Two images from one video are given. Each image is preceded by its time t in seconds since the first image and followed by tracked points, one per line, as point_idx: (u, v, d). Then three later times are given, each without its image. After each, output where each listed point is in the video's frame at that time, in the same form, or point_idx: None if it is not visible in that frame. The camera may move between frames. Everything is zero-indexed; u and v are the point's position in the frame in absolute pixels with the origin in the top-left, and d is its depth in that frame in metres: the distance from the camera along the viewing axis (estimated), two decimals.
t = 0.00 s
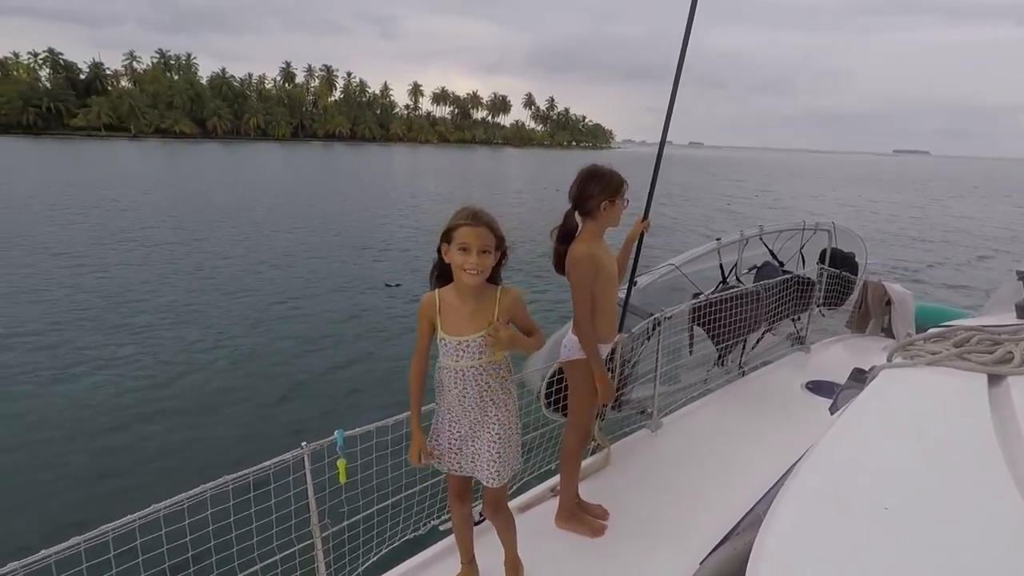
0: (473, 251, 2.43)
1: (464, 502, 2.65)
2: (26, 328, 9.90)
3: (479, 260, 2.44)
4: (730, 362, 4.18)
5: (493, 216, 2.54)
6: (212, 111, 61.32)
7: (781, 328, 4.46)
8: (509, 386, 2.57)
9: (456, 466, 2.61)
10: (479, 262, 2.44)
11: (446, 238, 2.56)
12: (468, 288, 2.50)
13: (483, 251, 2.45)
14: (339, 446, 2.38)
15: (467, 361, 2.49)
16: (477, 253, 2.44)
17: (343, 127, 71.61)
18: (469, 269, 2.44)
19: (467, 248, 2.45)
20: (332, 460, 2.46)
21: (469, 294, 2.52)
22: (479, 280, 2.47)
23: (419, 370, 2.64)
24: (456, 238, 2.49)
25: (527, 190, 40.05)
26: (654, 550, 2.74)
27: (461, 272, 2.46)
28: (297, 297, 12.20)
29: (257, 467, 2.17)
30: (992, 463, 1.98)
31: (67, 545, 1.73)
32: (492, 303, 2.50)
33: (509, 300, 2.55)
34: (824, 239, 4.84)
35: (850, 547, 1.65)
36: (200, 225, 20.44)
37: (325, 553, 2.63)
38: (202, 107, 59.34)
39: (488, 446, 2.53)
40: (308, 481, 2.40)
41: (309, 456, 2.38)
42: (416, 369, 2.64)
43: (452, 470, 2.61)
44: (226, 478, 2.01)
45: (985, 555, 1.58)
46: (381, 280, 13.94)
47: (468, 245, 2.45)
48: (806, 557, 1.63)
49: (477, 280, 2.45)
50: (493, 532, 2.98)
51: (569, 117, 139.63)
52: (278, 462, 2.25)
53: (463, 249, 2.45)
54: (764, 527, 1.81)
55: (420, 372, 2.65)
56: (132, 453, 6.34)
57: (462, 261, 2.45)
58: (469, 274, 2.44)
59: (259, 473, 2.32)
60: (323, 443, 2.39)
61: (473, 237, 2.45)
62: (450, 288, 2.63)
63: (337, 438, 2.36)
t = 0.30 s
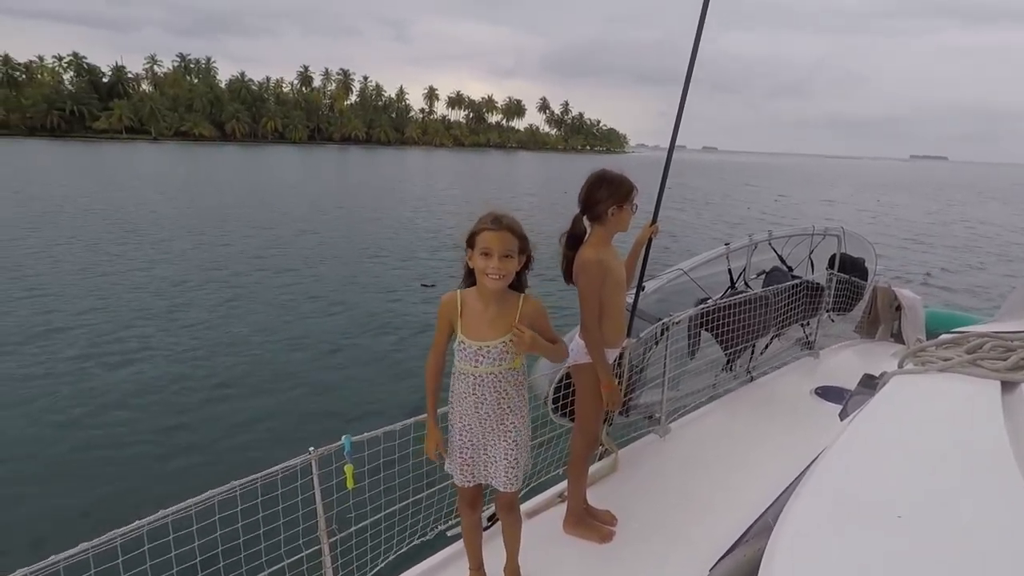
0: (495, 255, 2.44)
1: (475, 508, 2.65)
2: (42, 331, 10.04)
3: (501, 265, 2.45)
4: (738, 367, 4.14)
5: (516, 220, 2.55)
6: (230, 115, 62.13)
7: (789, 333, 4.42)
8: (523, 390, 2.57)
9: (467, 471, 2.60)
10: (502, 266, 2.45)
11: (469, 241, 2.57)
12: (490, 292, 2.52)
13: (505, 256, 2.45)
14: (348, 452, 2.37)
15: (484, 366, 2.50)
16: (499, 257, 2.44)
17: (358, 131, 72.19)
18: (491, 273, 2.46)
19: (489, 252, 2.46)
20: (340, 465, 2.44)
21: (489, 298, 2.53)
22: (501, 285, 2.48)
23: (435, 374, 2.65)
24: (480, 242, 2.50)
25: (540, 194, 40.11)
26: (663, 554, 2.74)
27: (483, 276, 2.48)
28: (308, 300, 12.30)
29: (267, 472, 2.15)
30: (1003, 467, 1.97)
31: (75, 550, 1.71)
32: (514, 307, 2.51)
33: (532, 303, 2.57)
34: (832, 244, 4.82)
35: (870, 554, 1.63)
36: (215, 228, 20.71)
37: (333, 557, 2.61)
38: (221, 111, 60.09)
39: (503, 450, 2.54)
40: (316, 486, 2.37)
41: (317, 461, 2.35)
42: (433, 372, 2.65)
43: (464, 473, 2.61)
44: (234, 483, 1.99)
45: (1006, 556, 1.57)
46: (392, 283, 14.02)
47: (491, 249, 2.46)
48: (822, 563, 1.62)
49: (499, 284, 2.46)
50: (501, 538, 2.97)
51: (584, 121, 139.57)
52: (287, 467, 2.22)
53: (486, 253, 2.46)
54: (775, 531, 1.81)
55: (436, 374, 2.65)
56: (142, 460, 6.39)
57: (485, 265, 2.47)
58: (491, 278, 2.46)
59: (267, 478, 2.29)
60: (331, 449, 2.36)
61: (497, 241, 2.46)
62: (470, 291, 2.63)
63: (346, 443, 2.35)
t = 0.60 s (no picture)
0: (508, 261, 2.45)
1: (481, 511, 2.67)
2: (48, 334, 10.08)
3: (515, 271, 2.46)
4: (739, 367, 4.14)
5: (530, 225, 2.54)
6: (237, 120, 62.68)
7: (790, 333, 4.41)
8: (530, 392, 2.58)
9: (475, 473, 2.62)
10: (516, 273, 2.46)
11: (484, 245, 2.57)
12: (504, 297, 2.52)
13: (518, 261, 2.45)
14: (347, 457, 2.38)
15: (501, 366, 2.53)
16: (511, 263, 2.45)
17: (364, 135, 72.51)
18: (504, 278, 2.46)
19: (502, 258, 2.47)
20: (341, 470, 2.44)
21: (503, 303, 2.54)
22: (514, 290, 2.48)
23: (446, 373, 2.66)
24: (493, 247, 2.51)
25: (545, 195, 40.15)
26: (663, 555, 2.74)
27: (497, 281, 2.49)
28: (313, 302, 12.37)
29: (266, 478, 2.15)
30: (1004, 466, 1.96)
31: (78, 558, 1.73)
32: (529, 312, 2.52)
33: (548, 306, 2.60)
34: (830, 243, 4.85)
35: (871, 555, 1.62)
36: (222, 232, 20.87)
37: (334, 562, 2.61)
38: (228, 117, 60.55)
39: (516, 452, 2.57)
40: (317, 492, 2.37)
41: (317, 466, 2.36)
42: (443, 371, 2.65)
43: (472, 476, 2.63)
44: (235, 490, 2.00)
45: (1008, 556, 1.56)
46: (397, 285, 14.08)
47: (504, 256, 2.46)
48: (822, 564, 1.61)
49: (513, 290, 2.47)
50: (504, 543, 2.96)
51: (589, 122, 139.67)
52: (287, 474, 2.23)
53: (499, 259, 2.47)
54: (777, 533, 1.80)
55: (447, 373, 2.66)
56: (144, 461, 6.38)
57: (499, 271, 2.48)
58: (504, 283, 2.47)
59: (267, 484, 2.30)
60: (331, 454, 2.36)
61: (510, 248, 2.46)
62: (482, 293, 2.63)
63: (346, 449, 2.36)
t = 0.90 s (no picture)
0: (509, 262, 2.44)
1: (484, 510, 2.68)
2: (52, 332, 10.15)
3: (518, 272, 2.44)
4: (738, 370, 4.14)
5: (536, 226, 2.52)
6: (245, 120, 63.03)
7: (789, 336, 4.42)
8: (533, 393, 2.58)
9: (479, 473, 2.64)
10: (519, 274, 2.44)
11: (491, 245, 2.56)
12: (510, 297, 2.52)
13: (520, 262, 2.44)
14: (347, 456, 2.39)
15: (511, 362, 2.54)
16: (513, 264, 2.44)
17: (371, 135, 72.79)
18: (505, 279, 2.46)
19: (504, 258, 2.46)
20: (340, 469, 2.45)
21: (510, 305, 2.55)
22: (518, 292, 2.48)
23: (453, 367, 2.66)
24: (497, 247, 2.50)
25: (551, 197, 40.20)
26: (659, 555, 2.75)
27: (501, 282, 2.49)
28: (318, 302, 12.41)
29: (263, 478, 2.17)
30: (1000, 469, 1.96)
31: (76, 556, 1.74)
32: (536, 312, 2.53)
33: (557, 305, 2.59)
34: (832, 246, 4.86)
35: (870, 556, 1.63)
36: (229, 231, 21.02)
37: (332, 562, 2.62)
38: (238, 117, 60.93)
39: (519, 451, 2.58)
40: (315, 492, 2.38)
41: (316, 465, 2.37)
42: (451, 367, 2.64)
43: (475, 475, 2.65)
44: (232, 489, 2.01)
45: (1009, 557, 1.56)
46: (402, 285, 14.13)
47: (506, 256, 2.45)
48: (822, 564, 1.61)
49: (516, 290, 2.46)
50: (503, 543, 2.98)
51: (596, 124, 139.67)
52: (285, 473, 2.24)
53: (502, 259, 2.46)
54: (775, 534, 1.80)
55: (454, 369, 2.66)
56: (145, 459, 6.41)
57: (501, 271, 2.48)
58: (507, 284, 2.46)
59: (265, 484, 2.31)
60: (330, 454, 2.37)
61: (513, 248, 2.45)
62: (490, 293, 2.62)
63: (345, 447, 2.37)
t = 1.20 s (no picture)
0: (509, 262, 2.46)
1: (486, 510, 2.69)
2: (55, 333, 10.20)
3: (518, 272, 2.47)
4: (736, 370, 4.15)
5: (536, 224, 2.54)
6: (251, 122, 63.34)
7: (787, 336, 4.43)
8: (535, 396, 2.59)
9: (481, 475, 2.65)
10: (518, 273, 2.46)
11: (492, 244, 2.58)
12: (512, 297, 2.54)
13: (520, 262, 2.46)
14: (345, 457, 2.41)
15: (514, 362, 2.55)
16: (513, 264, 2.46)
17: (376, 137, 73.06)
18: (506, 279, 2.49)
19: (504, 259, 2.48)
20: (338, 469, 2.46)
21: (512, 303, 2.56)
22: (519, 290, 2.50)
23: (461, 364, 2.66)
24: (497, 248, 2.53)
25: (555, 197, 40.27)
26: (656, 556, 2.75)
27: (502, 281, 2.51)
28: (321, 303, 12.48)
29: (261, 477, 2.18)
30: (996, 467, 1.97)
31: (75, 556, 1.76)
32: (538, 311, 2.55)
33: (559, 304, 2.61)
34: (829, 246, 4.88)
35: (866, 555, 1.63)
36: (234, 233, 21.15)
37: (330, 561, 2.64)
38: (244, 120, 61.28)
39: (521, 451, 2.61)
40: (313, 492, 2.39)
41: (315, 465, 2.39)
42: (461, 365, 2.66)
43: (477, 478, 2.66)
44: (230, 488, 2.03)
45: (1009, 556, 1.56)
46: (405, 286, 14.20)
47: (506, 256, 2.47)
48: (820, 563, 1.62)
49: (517, 290, 2.49)
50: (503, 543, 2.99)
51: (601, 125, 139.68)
52: (283, 473, 2.26)
53: (502, 260, 2.48)
54: (771, 534, 1.81)
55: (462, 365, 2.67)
56: (146, 459, 6.43)
57: (501, 272, 2.50)
58: (508, 283, 2.48)
59: (264, 484, 2.32)
60: (329, 454, 2.39)
61: (512, 249, 2.46)
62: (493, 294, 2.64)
63: (343, 448, 2.39)
